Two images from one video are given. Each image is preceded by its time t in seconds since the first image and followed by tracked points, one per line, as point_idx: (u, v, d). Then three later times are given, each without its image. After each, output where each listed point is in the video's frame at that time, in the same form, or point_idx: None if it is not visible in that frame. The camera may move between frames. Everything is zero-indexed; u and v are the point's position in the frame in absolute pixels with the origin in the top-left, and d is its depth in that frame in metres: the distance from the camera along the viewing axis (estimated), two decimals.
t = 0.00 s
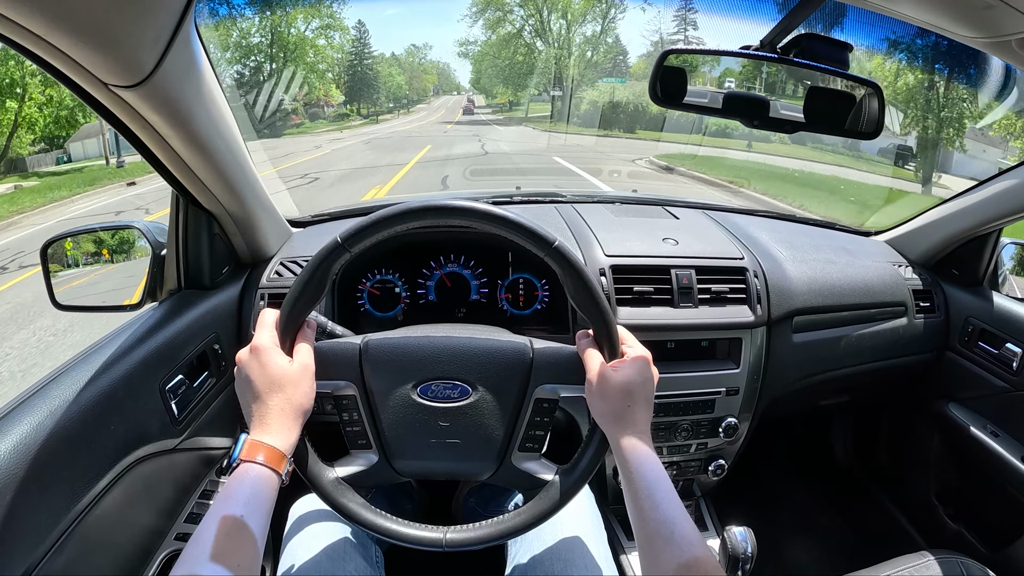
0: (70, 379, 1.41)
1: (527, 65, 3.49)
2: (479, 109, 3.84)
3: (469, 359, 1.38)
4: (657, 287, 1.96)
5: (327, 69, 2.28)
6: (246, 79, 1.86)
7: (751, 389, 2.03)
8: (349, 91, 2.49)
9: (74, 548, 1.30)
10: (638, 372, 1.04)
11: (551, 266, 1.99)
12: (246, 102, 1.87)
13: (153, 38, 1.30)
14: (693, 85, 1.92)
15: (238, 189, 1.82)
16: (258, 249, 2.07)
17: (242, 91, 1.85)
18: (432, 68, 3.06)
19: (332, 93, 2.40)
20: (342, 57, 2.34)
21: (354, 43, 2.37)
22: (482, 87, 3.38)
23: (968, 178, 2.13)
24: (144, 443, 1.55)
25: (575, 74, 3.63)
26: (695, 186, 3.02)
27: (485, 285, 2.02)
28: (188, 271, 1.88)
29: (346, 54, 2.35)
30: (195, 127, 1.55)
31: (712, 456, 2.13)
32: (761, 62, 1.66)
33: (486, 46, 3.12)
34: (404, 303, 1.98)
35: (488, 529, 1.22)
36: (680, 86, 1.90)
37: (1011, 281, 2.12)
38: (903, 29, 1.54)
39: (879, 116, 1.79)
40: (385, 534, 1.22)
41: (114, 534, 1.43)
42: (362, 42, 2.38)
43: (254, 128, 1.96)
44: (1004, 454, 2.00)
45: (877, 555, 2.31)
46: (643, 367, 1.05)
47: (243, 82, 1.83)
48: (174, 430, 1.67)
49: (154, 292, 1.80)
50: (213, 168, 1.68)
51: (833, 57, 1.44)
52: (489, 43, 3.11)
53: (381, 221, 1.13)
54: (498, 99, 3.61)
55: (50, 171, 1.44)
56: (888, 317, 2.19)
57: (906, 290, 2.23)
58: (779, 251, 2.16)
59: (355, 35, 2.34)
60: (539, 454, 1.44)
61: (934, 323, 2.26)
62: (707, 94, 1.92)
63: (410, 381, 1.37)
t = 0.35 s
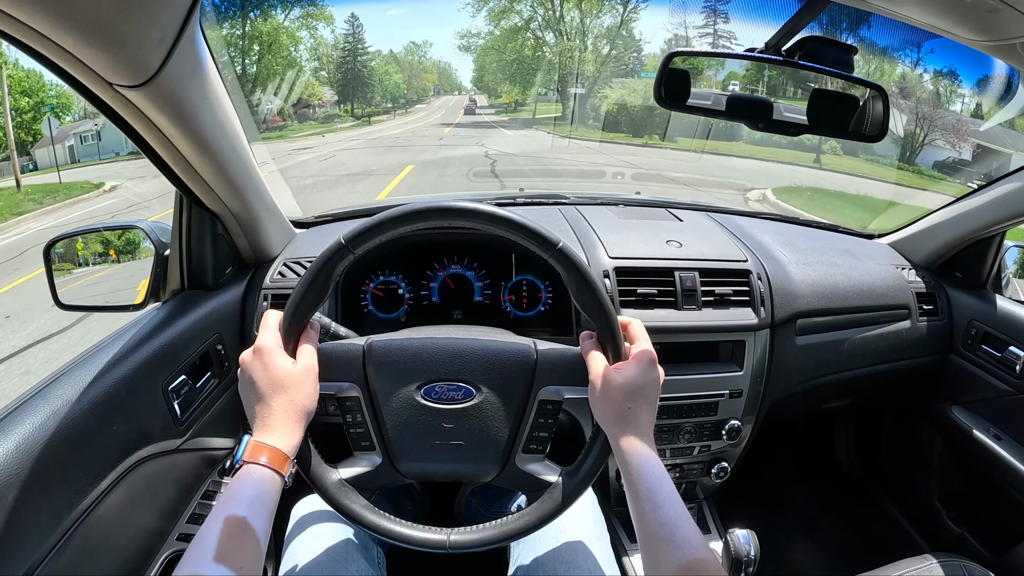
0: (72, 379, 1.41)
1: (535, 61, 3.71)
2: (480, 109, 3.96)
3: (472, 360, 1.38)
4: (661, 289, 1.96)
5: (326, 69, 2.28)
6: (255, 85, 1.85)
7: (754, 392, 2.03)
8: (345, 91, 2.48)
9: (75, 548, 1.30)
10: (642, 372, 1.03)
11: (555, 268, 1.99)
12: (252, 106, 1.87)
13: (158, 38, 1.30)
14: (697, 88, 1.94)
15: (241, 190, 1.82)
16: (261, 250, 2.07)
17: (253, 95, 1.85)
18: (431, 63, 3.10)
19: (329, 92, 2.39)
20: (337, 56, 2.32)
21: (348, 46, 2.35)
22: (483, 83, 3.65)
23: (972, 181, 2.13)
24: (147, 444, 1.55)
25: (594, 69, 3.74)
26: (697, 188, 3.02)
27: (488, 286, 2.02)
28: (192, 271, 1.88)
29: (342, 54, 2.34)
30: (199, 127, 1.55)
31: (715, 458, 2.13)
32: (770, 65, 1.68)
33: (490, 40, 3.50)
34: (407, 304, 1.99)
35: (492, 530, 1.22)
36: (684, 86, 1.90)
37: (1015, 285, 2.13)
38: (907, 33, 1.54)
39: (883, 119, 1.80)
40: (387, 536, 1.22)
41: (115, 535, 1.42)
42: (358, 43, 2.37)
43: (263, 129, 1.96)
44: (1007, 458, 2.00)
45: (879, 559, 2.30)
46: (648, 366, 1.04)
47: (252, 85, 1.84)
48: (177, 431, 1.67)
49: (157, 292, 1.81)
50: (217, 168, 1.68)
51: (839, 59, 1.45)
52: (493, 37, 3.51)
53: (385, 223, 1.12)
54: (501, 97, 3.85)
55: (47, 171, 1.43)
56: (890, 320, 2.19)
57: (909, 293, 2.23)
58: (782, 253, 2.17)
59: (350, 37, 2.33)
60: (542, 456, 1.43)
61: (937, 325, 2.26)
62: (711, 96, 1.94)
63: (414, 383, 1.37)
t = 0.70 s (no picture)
0: (73, 380, 1.41)
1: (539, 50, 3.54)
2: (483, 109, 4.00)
3: (474, 361, 1.38)
4: (663, 291, 1.95)
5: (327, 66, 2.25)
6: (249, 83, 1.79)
7: (756, 394, 2.02)
8: (338, 90, 2.40)
9: (76, 549, 1.30)
10: (639, 373, 1.02)
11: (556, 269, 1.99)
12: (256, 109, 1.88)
13: (159, 38, 1.30)
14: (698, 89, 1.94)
15: (243, 191, 1.82)
16: (263, 252, 2.07)
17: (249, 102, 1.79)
18: (431, 62, 3.08)
19: (324, 91, 2.31)
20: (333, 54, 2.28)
21: (340, 41, 2.28)
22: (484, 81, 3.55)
23: (975, 182, 2.12)
24: (148, 445, 1.55)
25: (614, 64, 3.65)
26: (700, 189, 3.02)
27: (490, 288, 2.02)
28: (194, 272, 1.88)
29: (336, 50, 2.26)
30: (200, 128, 1.55)
31: (717, 461, 2.12)
32: (772, 66, 1.65)
33: (497, 31, 3.49)
34: (409, 306, 1.98)
35: (494, 532, 1.21)
36: (686, 88, 1.89)
37: (1017, 286, 2.12)
38: (909, 34, 1.54)
39: (886, 120, 1.80)
40: (389, 537, 1.22)
41: (116, 535, 1.42)
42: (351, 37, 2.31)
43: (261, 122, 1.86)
44: (1009, 460, 1.99)
45: (882, 561, 2.30)
46: (646, 364, 1.03)
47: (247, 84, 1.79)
48: (178, 432, 1.67)
49: (160, 292, 1.80)
50: (218, 169, 1.68)
51: (841, 59, 1.44)
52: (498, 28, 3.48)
53: (386, 224, 1.12)
54: (505, 97, 3.79)
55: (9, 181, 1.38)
56: (893, 321, 2.19)
57: (912, 295, 2.22)
58: (785, 255, 2.16)
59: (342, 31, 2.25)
60: (545, 457, 1.43)
61: (940, 327, 2.25)
62: (713, 98, 1.98)
63: (415, 384, 1.37)
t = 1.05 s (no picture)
0: (77, 378, 1.41)
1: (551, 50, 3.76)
2: (484, 109, 4.21)
3: (479, 359, 1.38)
4: (668, 291, 1.96)
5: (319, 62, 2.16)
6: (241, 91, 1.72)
7: (761, 394, 2.03)
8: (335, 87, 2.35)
9: (80, 546, 1.30)
10: (649, 369, 1.02)
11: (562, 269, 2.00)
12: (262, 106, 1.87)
13: (166, 35, 1.30)
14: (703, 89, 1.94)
15: (248, 189, 1.82)
16: (268, 250, 2.07)
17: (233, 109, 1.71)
18: (432, 61, 3.07)
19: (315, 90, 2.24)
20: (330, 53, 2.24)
21: (329, 37, 2.20)
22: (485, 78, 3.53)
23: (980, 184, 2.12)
24: (152, 442, 1.55)
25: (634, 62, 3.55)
26: (703, 189, 3.02)
27: (495, 287, 2.02)
28: (198, 270, 1.88)
29: (327, 46, 2.19)
30: (206, 125, 1.55)
31: (721, 461, 2.13)
32: (779, 66, 1.65)
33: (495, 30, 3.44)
34: (414, 304, 1.98)
35: (499, 531, 1.21)
36: (693, 87, 1.88)
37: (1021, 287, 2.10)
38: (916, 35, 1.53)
39: (893, 119, 1.79)
40: (395, 537, 1.21)
41: (120, 533, 1.42)
42: (341, 32, 2.24)
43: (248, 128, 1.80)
44: (1012, 462, 1.99)
45: (885, 562, 2.29)
46: (655, 362, 1.02)
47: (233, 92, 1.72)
48: (182, 430, 1.67)
49: (163, 290, 1.81)
50: (223, 166, 1.68)
51: (849, 60, 1.44)
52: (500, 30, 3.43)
53: (392, 222, 1.12)
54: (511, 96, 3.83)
55: None
56: (897, 322, 2.19)
57: (916, 297, 2.22)
58: (790, 256, 2.16)
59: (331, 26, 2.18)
60: (552, 455, 1.43)
61: (944, 328, 2.25)
62: (718, 97, 1.95)
63: (421, 383, 1.37)
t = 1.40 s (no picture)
0: (77, 380, 1.41)
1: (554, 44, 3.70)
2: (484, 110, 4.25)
3: (479, 361, 1.38)
4: (668, 292, 1.95)
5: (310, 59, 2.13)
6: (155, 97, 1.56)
7: (762, 395, 2.02)
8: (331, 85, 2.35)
9: (80, 548, 1.30)
10: (650, 369, 1.01)
11: (562, 270, 2.00)
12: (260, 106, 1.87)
13: (165, 38, 1.30)
14: (702, 90, 1.93)
15: (248, 190, 1.82)
16: (268, 252, 2.08)
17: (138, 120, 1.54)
18: (432, 61, 3.06)
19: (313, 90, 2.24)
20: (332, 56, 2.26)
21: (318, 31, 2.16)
22: (488, 78, 3.50)
23: (980, 183, 2.12)
24: (153, 444, 1.55)
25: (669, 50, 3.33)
26: (703, 189, 3.02)
27: (495, 288, 2.02)
28: (199, 272, 1.88)
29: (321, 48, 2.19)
30: (207, 127, 1.55)
31: (722, 462, 2.12)
32: (778, 67, 1.63)
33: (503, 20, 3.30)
34: (413, 306, 1.98)
35: (500, 533, 1.21)
36: (692, 88, 1.88)
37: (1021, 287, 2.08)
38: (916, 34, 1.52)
39: (893, 119, 1.77)
40: (395, 539, 1.21)
41: (120, 535, 1.42)
42: (331, 27, 2.22)
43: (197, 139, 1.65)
44: (1014, 463, 1.98)
45: (886, 563, 2.29)
46: (655, 363, 1.02)
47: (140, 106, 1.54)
48: (183, 431, 1.67)
49: (164, 292, 1.81)
50: (224, 168, 1.68)
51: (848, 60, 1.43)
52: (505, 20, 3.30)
53: (391, 224, 1.12)
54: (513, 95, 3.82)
55: None
56: (898, 323, 2.18)
57: (917, 297, 2.22)
58: (790, 257, 2.16)
59: (320, 20, 2.14)
60: (552, 456, 1.42)
61: (945, 329, 2.25)
62: (718, 98, 1.93)
63: (420, 385, 1.37)
